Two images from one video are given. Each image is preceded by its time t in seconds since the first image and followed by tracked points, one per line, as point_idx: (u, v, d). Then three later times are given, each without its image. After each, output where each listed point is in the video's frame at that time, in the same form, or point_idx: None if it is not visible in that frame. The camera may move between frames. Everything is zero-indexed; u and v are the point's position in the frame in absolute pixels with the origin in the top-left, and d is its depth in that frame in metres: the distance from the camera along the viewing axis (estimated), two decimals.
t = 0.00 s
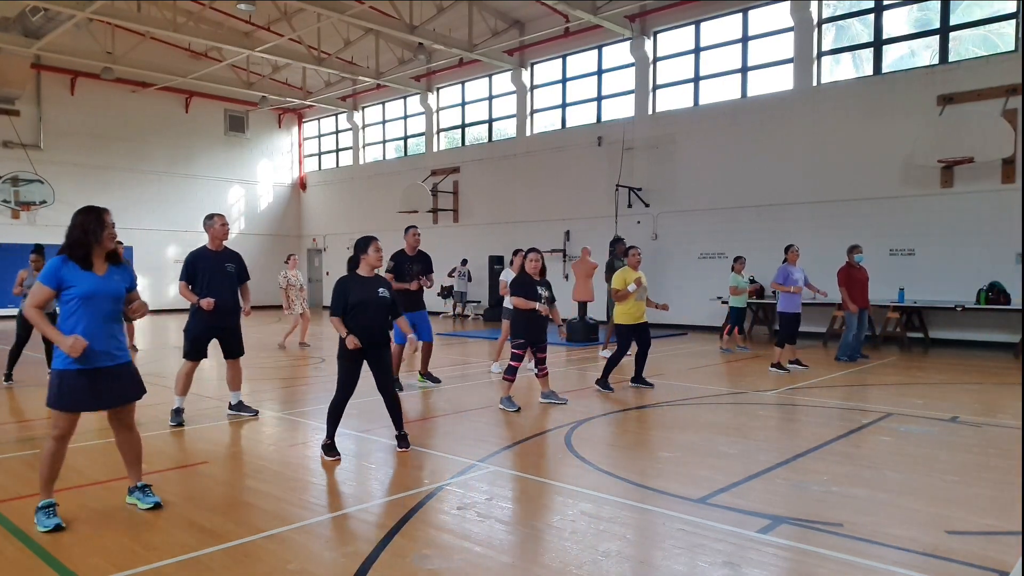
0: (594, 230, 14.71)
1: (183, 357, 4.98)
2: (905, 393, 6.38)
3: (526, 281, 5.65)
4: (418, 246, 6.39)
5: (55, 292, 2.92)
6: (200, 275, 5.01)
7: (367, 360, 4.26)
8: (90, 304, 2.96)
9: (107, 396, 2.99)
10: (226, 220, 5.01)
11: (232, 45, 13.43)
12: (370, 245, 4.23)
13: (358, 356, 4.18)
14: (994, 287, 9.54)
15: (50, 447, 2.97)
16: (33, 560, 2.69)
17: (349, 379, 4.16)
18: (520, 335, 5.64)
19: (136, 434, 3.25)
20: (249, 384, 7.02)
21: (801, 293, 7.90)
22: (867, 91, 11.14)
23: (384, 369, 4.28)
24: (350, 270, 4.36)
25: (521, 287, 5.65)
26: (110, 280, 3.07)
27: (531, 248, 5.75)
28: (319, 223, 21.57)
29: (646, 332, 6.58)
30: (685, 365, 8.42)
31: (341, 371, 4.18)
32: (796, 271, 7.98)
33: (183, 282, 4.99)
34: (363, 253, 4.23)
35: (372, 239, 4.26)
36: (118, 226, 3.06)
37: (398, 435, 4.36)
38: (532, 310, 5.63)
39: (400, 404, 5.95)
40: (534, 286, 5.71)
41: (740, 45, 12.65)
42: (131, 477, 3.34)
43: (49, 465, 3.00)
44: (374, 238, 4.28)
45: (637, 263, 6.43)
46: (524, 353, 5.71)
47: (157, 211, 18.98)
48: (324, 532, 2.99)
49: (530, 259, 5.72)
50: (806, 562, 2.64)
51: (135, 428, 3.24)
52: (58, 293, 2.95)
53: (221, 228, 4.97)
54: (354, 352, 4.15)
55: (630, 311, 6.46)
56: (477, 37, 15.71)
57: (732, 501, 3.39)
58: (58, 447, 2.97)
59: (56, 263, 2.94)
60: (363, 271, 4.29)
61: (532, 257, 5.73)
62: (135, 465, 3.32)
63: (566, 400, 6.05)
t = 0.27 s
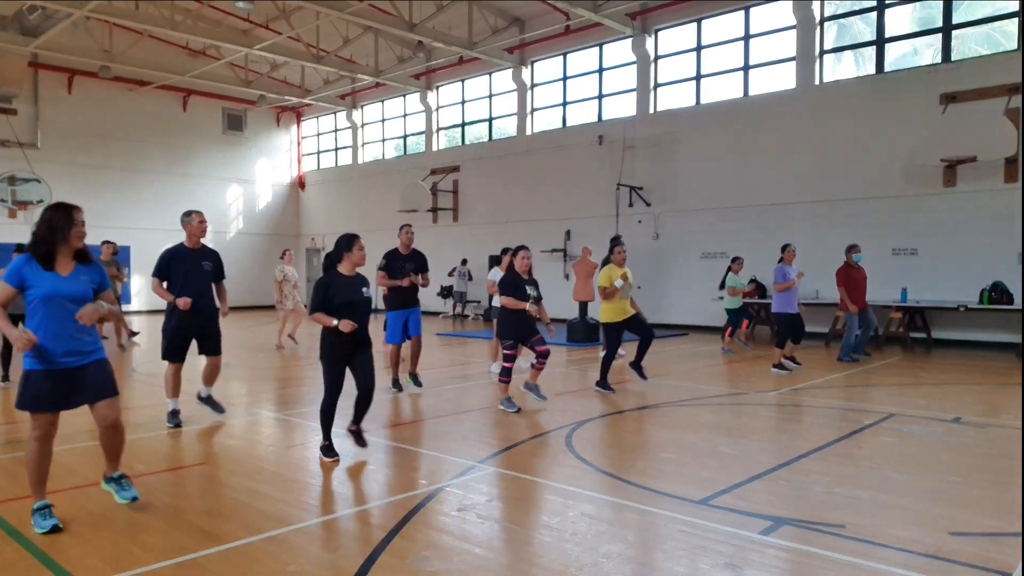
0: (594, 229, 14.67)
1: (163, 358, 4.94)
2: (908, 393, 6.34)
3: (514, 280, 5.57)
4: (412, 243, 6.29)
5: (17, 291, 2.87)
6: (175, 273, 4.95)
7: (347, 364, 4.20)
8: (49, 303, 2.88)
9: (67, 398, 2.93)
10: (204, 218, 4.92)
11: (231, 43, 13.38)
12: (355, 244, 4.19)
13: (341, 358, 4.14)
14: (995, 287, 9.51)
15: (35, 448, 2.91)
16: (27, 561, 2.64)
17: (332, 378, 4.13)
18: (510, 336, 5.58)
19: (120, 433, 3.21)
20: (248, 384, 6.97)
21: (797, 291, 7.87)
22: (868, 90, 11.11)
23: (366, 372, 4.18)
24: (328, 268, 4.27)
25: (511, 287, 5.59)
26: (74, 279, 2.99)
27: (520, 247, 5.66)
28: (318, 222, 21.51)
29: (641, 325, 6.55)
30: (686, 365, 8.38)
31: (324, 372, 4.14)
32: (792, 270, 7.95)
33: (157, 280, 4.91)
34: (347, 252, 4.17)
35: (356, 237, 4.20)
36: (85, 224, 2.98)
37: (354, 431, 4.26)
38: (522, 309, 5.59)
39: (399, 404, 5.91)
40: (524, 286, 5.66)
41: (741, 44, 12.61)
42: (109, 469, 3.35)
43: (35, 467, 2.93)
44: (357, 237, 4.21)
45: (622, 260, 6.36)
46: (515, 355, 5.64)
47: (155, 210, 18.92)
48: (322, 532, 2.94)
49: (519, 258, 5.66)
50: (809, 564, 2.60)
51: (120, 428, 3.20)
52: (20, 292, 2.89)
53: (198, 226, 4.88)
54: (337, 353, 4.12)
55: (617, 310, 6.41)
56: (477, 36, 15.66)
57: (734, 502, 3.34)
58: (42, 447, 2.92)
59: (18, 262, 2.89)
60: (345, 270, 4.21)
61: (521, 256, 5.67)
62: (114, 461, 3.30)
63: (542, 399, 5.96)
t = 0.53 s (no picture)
0: (594, 230, 14.69)
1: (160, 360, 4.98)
2: (906, 393, 6.36)
3: (513, 281, 5.59)
4: (412, 244, 6.35)
5: (10, 293, 2.87)
6: (169, 274, 4.99)
7: (347, 364, 4.23)
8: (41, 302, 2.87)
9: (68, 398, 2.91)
10: (196, 218, 4.90)
11: (232, 44, 13.40)
12: (351, 246, 4.18)
13: (339, 358, 4.18)
14: (994, 287, 9.53)
15: (34, 448, 2.93)
16: (29, 561, 2.67)
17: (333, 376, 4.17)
18: (508, 337, 5.62)
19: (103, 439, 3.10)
20: (248, 384, 7.00)
21: (796, 291, 7.86)
22: (867, 90, 11.13)
23: (364, 372, 4.19)
24: (322, 269, 4.23)
25: (510, 288, 5.61)
26: (66, 277, 2.97)
27: (517, 247, 5.67)
28: (318, 222, 21.54)
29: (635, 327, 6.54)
30: (685, 365, 8.40)
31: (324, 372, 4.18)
32: (789, 271, 8.00)
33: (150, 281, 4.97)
34: (347, 253, 4.17)
35: (352, 238, 4.19)
36: (72, 221, 2.95)
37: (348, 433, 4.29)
38: (523, 311, 5.59)
39: (399, 404, 5.93)
40: (523, 287, 5.66)
41: (740, 45, 12.63)
42: (87, 483, 3.20)
43: (36, 467, 2.95)
44: (351, 237, 4.21)
45: (616, 259, 6.45)
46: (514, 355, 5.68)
47: (155, 210, 18.94)
48: (323, 532, 2.97)
49: (517, 259, 5.70)
50: (807, 563, 2.62)
51: (104, 433, 3.10)
52: (14, 294, 2.89)
53: (190, 227, 4.86)
54: (338, 350, 4.18)
55: (613, 309, 6.42)
56: (477, 37, 15.69)
57: (732, 501, 3.37)
58: (42, 448, 2.94)
59: (9, 264, 2.89)
60: (341, 270, 4.20)
61: (521, 255, 5.70)
62: (94, 470, 3.17)
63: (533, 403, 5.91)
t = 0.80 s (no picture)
0: (594, 230, 14.71)
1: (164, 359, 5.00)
2: (905, 393, 6.38)
3: (519, 281, 5.60)
4: (417, 244, 6.36)
5: (27, 295, 2.90)
6: (173, 274, 4.99)
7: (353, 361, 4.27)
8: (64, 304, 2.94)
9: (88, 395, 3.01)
10: (199, 218, 4.97)
11: (232, 45, 13.42)
12: (359, 245, 4.26)
13: (348, 355, 4.20)
14: (994, 287, 9.55)
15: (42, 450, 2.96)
16: (33, 560, 2.69)
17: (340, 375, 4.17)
18: (513, 336, 5.65)
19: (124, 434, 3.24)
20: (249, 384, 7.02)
21: (796, 292, 7.89)
22: (867, 91, 11.14)
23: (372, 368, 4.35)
24: (330, 269, 4.24)
25: (516, 288, 5.63)
26: (81, 280, 3.04)
27: (526, 246, 5.71)
28: (318, 223, 21.57)
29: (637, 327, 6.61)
30: (685, 365, 8.41)
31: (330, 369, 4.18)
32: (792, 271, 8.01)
33: (154, 281, 4.96)
34: (356, 252, 4.24)
35: (359, 238, 4.28)
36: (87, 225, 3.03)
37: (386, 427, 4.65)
38: (528, 310, 5.64)
39: (399, 404, 5.95)
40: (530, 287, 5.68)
41: (740, 45, 12.65)
42: (119, 469, 3.42)
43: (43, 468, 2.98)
44: (359, 236, 4.29)
45: (616, 263, 6.43)
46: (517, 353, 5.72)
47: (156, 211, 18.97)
48: (323, 532, 2.99)
49: (524, 259, 5.72)
50: (806, 562, 2.64)
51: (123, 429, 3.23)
52: (29, 297, 2.92)
53: (193, 226, 4.92)
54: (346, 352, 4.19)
55: (615, 312, 6.47)
56: (477, 37, 15.71)
57: (732, 501, 3.39)
58: (51, 448, 2.97)
59: (24, 267, 2.91)
60: (349, 269, 4.25)
61: (528, 254, 5.72)
62: (123, 461, 3.38)
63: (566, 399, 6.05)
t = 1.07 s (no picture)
0: (594, 230, 14.71)
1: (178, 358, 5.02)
2: (905, 393, 6.38)
3: (534, 282, 5.63)
4: (428, 244, 6.37)
5: (65, 296, 2.92)
6: (191, 276, 5.02)
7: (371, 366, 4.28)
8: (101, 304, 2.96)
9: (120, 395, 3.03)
10: (216, 221, 4.93)
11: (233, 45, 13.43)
12: (376, 247, 4.23)
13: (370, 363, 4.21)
14: (994, 287, 9.55)
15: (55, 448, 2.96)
16: (32, 561, 2.69)
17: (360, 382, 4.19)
18: (530, 336, 5.65)
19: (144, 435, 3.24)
20: (250, 384, 7.01)
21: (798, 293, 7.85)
22: (867, 91, 11.14)
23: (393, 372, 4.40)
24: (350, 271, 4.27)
25: (531, 289, 5.64)
26: (117, 280, 3.07)
27: (539, 248, 5.76)
28: (318, 223, 21.58)
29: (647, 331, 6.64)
30: (685, 365, 8.41)
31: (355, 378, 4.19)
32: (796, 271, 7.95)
33: (173, 284, 5.03)
34: (371, 254, 4.21)
35: (377, 240, 4.25)
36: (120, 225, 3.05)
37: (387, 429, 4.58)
38: (543, 312, 5.66)
39: (400, 404, 5.95)
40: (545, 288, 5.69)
41: (740, 45, 12.65)
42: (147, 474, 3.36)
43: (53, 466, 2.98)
44: (375, 238, 4.25)
45: (629, 264, 6.42)
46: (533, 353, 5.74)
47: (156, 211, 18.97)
48: (324, 531, 2.99)
49: (538, 260, 5.76)
50: (807, 562, 2.64)
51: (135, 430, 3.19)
52: (67, 297, 2.94)
53: (211, 230, 4.89)
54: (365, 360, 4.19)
55: (630, 312, 6.48)
56: (477, 37, 15.71)
57: (732, 501, 3.38)
58: (64, 447, 2.96)
59: (61, 267, 2.93)
60: (368, 272, 4.24)
61: (541, 257, 5.78)
62: (149, 463, 3.34)
63: (566, 400, 6.07)
